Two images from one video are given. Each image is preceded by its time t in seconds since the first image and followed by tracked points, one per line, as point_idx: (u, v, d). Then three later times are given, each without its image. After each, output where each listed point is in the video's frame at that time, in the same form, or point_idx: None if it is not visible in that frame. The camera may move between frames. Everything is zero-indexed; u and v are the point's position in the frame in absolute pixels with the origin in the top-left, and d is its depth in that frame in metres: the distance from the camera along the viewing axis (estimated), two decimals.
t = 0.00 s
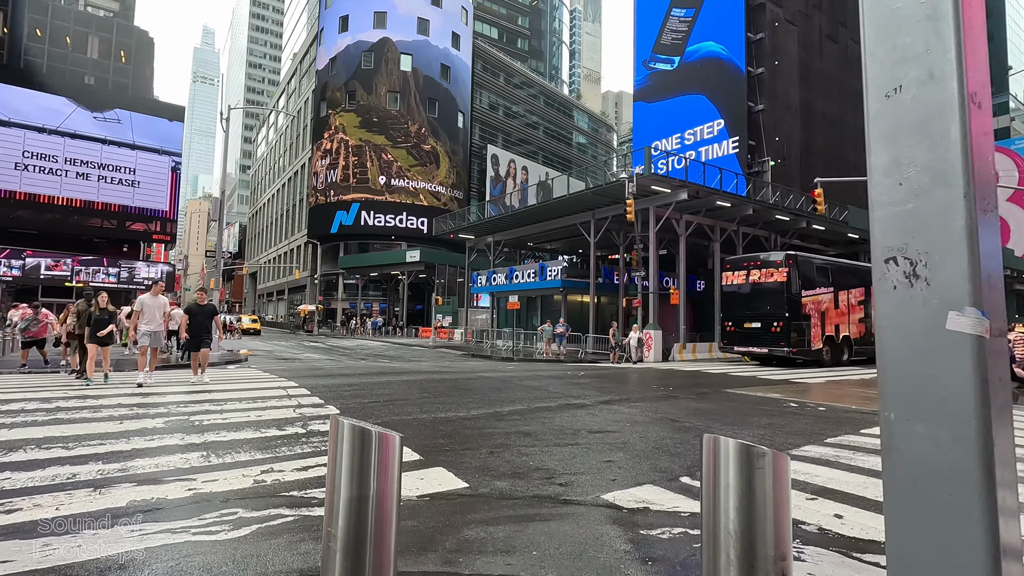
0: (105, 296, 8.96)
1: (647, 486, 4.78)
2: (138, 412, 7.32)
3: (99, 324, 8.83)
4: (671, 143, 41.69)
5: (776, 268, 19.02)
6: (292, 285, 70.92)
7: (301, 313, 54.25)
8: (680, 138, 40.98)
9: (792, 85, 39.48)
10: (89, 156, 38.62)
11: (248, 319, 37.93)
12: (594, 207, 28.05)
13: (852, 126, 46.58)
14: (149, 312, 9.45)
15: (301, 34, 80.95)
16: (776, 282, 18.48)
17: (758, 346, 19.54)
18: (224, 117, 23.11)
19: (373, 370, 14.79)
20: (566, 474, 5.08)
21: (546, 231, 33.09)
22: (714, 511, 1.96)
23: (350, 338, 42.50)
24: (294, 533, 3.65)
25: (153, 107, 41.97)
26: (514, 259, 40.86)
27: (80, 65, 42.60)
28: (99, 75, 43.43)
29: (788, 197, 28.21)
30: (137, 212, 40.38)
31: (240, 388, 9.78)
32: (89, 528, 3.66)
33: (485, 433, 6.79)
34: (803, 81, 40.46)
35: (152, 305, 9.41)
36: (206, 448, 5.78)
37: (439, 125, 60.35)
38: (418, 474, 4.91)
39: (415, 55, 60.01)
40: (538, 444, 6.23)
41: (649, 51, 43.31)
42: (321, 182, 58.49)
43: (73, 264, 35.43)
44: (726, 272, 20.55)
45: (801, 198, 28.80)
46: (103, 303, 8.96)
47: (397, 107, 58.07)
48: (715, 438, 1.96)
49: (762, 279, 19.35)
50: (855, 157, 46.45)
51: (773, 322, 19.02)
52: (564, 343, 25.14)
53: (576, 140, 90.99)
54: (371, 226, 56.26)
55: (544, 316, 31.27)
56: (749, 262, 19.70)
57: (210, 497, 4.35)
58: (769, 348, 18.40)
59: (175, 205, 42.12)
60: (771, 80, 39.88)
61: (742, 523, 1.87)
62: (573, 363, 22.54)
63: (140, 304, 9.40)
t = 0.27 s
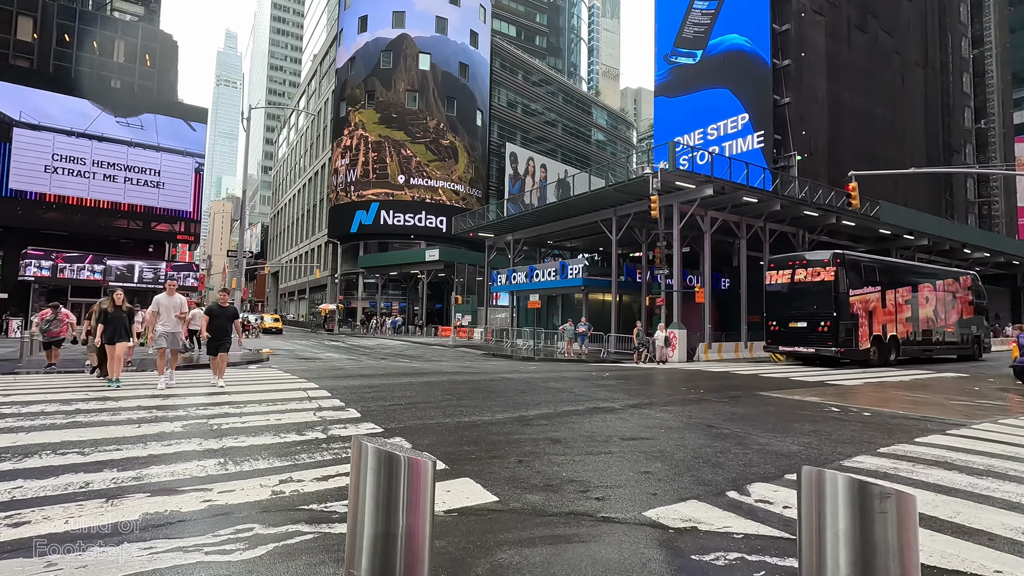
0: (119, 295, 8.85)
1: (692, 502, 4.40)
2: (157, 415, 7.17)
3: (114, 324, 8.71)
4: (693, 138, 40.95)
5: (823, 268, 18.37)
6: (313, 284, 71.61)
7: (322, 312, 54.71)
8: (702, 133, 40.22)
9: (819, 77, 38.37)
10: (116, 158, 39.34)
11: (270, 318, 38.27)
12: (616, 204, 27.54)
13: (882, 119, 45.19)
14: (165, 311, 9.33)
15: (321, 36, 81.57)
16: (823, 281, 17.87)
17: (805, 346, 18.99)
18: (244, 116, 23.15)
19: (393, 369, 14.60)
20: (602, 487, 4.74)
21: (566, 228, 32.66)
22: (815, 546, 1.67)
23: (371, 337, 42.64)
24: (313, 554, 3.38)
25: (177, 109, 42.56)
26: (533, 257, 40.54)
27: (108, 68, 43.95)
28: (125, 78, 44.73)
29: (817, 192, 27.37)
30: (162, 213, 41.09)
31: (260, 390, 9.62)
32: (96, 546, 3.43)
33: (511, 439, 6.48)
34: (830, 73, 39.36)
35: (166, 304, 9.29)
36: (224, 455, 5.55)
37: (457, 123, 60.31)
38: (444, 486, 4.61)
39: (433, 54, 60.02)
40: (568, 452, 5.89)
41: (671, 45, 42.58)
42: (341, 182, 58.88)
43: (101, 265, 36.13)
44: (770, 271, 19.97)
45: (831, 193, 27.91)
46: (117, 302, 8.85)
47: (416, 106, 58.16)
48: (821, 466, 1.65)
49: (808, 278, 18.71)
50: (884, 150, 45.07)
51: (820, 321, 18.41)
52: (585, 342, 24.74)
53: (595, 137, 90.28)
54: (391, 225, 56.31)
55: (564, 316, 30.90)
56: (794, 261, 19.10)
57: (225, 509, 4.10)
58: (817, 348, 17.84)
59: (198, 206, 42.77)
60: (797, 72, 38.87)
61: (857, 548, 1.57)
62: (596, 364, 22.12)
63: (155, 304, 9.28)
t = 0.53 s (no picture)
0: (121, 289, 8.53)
1: (734, 511, 4.03)
2: (162, 414, 6.92)
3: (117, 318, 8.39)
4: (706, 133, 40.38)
5: (858, 265, 17.95)
6: (322, 282, 71.68)
7: (331, 310, 54.69)
8: (715, 128, 39.64)
9: (836, 71, 37.63)
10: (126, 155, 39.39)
11: (280, 315, 38.22)
12: (628, 200, 27.08)
13: (898, 113, 44.33)
14: (169, 305, 9.00)
15: (329, 33, 81.51)
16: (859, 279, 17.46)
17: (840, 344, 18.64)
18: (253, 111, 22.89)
19: (403, 367, 14.33)
20: (634, 495, 4.38)
21: (578, 225, 32.25)
22: None
23: (380, 334, 42.48)
24: (325, 569, 3.06)
25: (187, 106, 42.52)
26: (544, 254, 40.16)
27: (119, 66, 44.39)
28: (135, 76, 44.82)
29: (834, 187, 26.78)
30: (172, 210, 41.07)
31: (268, 387, 9.35)
32: (90, 558, 3.14)
33: (530, 440, 6.14)
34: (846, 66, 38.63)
35: (170, 298, 8.95)
36: (229, 456, 5.25)
37: (466, 120, 59.99)
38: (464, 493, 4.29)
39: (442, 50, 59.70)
40: (591, 455, 5.55)
41: (683, 39, 41.99)
42: (350, 179, 58.77)
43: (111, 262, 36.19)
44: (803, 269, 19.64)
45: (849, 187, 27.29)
46: (119, 296, 8.52)
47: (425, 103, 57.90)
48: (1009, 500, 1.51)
49: (842, 276, 18.31)
50: (901, 145, 44.23)
51: (856, 319, 18.03)
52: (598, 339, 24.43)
53: (604, 134, 89.60)
54: (400, 222, 56.18)
55: (575, 313, 30.51)
56: (828, 259, 18.74)
57: (229, 517, 3.80)
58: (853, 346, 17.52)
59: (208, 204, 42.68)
60: (812, 66, 38.16)
61: None
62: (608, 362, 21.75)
63: (158, 297, 8.95)
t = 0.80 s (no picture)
0: (122, 287, 8.27)
1: (785, 530, 3.69)
2: (167, 418, 6.66)
3: (116, 317, 8.10)
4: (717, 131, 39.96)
5: (893, 265, 17.76)
6: (329, 282, 71.67)
7: (338, 309, 54.64)
8: (727, 125, 39.20)
9: (849, 67, 37.00)
10: (134, 155, 39.25)
11: (287, 314, 38.13)
12: (639, 198, 26.66)
13: (912, 110, 43.60)
14: (172, 306, 8.70)
15: (336, 32, 81.42)
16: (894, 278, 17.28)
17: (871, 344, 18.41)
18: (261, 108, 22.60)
19: (413, 367, 14.05)
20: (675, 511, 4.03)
21: (587, 223, 31.86)
22: None
23: (387, 334, 42.26)
24: None
25: (194, 105, 42.43)
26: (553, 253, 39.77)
27: (127, 65, 44.23)
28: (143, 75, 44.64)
29: (850, 184, 26.25)
30: (180, 209, 40.91)
31: (276, 389, 9.07)
32: None
33: (552, 447, 5.81)
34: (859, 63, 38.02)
35: (173, 297, 8.65)
36: (236, 465, 4.96)
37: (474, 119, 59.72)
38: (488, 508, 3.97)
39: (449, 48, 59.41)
40: (619, 464, 5.21)
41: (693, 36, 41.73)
42: (356, 179, 58.65)
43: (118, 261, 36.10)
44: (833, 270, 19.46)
45: (865, 184, 26.74)
46: (119, 294, 8.25)
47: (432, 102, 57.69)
48: None
49: (876, 276, 18.13)
50: (915, 142, 43.52)
51: (890, 319, 17.81)
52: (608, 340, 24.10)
53: (612, 132, 89.03)
54: (406, 221, 56.17)
55: (585, 312, 30.16)
56: (860, 259, 18.59)
57: (236, 535, 3.50)
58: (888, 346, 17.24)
59: (216, 203, 42.47)
60: (826, 62, 37.55)
61: None
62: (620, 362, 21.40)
63: (161, 296, 8.66)
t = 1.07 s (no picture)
0: (114, 286, 7.80)
1: (843, 545, 3.38)
2: (171, 421, 6.39)
3: (106, 318, 7.66)
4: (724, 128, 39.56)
5: (923, 263, 17.43)
6: (334, 281, 71.48)
7: (343, 309, 54.46)
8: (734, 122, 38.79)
9: (859, 62, 36.52)
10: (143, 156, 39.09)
11: (292, 314, 37.93)
12: (648, 195, 26.29)
13: (923, 106, 43.04)
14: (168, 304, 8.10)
15: (340, 32, 81.26)
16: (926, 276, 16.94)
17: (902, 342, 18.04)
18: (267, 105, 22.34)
19: (422, 368, 13.75)
20: (718, 523, 3.72)
21: (595, 221, 31.52)
22: None
23: (393, 334, 41.98)
24: None
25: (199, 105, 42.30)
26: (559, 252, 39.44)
27: (132, 66, 44.24)
28: (148, 75, 44.59)
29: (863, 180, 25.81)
30: (183, 211, 40.68)
31: (283, 391, 8.78)
32: None
33: (575, 452, 5.50)
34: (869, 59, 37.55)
35: (168, 294, 8.05)
36: (244, 473, 4.66)
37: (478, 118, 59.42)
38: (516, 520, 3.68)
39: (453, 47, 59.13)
40: (649, 470, 4.90)
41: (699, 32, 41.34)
42: (361, 178, 58.44)
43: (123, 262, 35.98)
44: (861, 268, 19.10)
45: (878, 180, 26.30)
46: (112, 294, 7.81)
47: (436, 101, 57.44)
48: None
49: (906, 275, 17.79)
50: (926, 139, 42.96)
51: (921, 318, 17.44)
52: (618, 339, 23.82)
53: (616, 131, 88.54)
54: (411, 220, 55.99)
55: (593, 311, 29.81)
56: (888, 258, 18.27)
57: (245, 551, 3.20)
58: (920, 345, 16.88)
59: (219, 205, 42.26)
60: (835, 57, 37.08)
61: None
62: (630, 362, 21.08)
63: (158, 294, 8.12)
